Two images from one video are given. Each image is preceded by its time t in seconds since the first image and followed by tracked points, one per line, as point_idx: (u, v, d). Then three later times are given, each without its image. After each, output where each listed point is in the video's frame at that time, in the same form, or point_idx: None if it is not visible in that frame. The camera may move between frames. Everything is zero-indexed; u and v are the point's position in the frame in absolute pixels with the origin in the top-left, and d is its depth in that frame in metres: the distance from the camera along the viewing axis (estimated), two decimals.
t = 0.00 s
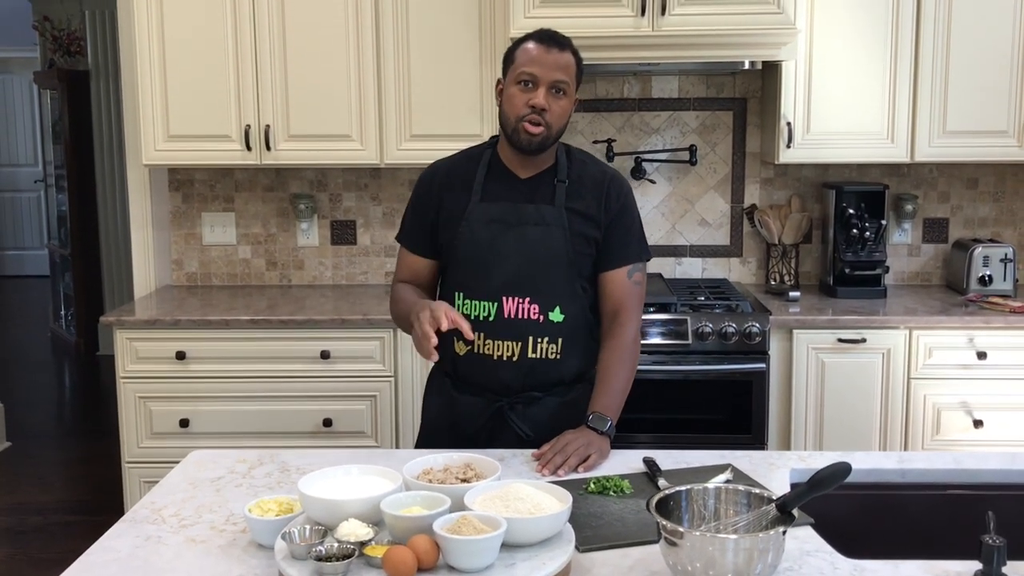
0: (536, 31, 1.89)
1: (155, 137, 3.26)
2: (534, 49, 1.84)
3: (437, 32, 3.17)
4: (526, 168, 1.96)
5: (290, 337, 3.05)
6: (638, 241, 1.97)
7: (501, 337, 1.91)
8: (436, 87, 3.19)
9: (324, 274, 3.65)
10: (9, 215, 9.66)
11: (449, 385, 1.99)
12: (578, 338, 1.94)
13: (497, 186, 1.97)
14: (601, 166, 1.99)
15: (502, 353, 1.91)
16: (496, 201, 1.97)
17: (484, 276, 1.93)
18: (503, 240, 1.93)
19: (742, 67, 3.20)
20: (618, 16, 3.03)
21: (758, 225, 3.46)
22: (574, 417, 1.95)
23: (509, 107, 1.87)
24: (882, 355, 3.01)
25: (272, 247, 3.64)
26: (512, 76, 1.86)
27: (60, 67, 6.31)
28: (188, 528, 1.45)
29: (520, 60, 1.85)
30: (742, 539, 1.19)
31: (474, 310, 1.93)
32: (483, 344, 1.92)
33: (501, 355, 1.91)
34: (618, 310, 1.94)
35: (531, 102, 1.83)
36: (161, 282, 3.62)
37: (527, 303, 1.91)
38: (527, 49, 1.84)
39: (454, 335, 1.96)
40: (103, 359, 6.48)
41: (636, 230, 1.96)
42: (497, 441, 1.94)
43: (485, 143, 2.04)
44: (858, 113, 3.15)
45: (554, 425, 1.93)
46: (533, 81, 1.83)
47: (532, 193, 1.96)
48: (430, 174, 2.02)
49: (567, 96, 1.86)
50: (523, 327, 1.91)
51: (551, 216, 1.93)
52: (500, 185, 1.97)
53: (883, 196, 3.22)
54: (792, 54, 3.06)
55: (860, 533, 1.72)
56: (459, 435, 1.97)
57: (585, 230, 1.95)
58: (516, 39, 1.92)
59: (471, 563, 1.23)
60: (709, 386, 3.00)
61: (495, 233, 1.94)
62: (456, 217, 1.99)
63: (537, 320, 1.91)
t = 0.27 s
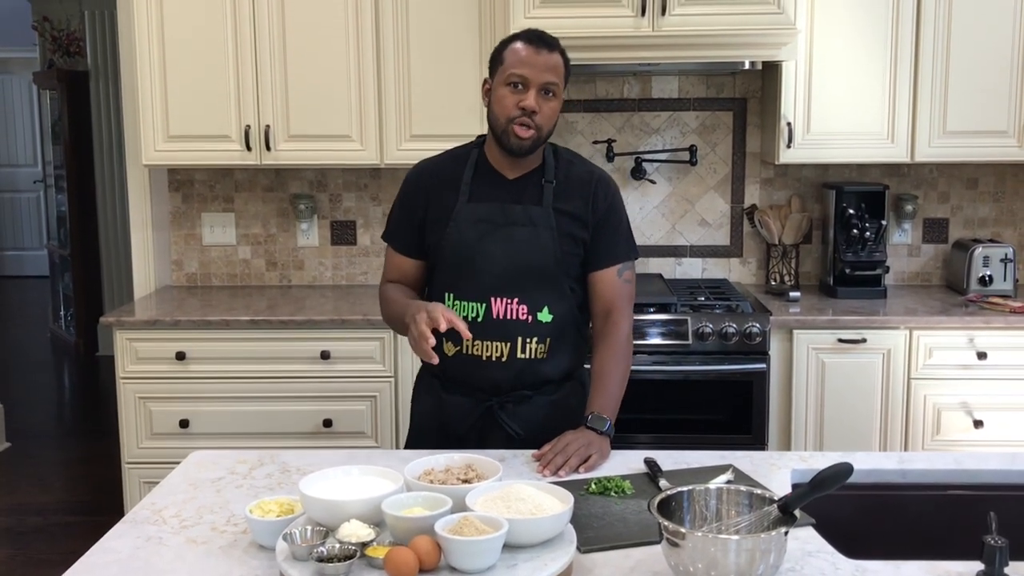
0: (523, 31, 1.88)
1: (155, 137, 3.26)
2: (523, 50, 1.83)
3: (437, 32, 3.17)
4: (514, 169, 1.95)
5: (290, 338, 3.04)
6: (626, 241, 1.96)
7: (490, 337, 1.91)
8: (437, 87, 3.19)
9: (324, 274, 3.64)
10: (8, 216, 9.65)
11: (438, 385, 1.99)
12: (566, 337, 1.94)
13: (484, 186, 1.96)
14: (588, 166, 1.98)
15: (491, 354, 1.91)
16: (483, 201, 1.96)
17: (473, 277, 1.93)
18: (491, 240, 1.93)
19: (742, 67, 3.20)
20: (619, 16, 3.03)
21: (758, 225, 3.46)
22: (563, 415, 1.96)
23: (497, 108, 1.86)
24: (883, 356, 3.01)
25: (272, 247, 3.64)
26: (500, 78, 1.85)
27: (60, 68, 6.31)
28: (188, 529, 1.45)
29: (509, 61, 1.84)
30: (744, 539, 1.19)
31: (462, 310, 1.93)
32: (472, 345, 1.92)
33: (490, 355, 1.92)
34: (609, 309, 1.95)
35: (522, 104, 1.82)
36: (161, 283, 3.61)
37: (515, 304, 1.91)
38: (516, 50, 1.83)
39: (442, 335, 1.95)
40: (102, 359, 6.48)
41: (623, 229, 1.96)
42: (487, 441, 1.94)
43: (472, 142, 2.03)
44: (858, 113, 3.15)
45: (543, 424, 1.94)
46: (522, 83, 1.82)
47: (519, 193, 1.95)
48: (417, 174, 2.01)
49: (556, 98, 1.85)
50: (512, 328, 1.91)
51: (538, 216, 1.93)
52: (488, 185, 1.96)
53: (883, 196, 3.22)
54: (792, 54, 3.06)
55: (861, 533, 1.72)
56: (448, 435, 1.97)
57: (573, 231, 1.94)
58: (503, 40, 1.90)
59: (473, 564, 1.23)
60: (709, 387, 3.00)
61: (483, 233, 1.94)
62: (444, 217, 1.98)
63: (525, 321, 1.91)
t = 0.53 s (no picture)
0: (507, 32, 1.87)
1: (156, 139, 3.26)
2: (507, 50, 1.82)
3: (438, 34, 3.17)
4: (501, 170, 1.94)
5: (291, 340, 3.04)
6: (614, 241, 1.96)
7: (478, 339, 1.91)
8: (438, 89, 3.19)
9: (325, 277, 3.65)
10: (9, 218, 9.65)
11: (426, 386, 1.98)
12: (554, 338, 1.94)
13: (471, 188, 1.96)
14: (575, 167, 1.98)
15: (480, 355, 1.91)
16: (470, 202, 1.96)
17: (460, 278, 1.92)
18: (479, 241, 1.92)
19: (742, 69, 3.21)
20: (620, 18, 3.03)
21: (759, 227, 3.46)
22: (552, 415, 1.96)
23: (484, 109, 1.85)
24: (884, 358, 3.01)
25: (273, 249, 3.64)
26: (485, 79, 1.84)
27: (60, 70, 6.32)
28: (190, 531, 1.45)
29: (493, 62, 1.83)
30: (746, 542, 1.19)
31: (451, 312, 1.93)
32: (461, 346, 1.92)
33: (479, 356, 1.91)
34: (600, 309, 1.95)
35: (509, 104, 1.81)
36: (162, 285, 3.61)
37: (503, 305, 1.91)
38: (500, 51, 1.83)
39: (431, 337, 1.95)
40: (103, 361, 6.48)
41: (610, 229, 1.96)
42: (476, 441, 1.95)
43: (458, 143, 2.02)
44: (859, 115, 3.15)
45: (532, 424, 1.94)
46: (508, 83, 1.81)
47: (506, 194, 1.95)
48: (404, 176, 2.01)
49: (542, 97, 1.84)
50: (500, 329, 1.91)
51: (525, 217, 1.93)
52: (475, 186, 1.96)
53: (884, 198, 3.22)
54: (793, 56, 3.07)
55: (863, 535, 1.72)
56: (438, 436, 1.97)
57: (560, 232, 1.94)
58: (486, 41, 1.90)
59: (476, 566, 1.23)
60: (710, 389, 3.00)
61: (471, 235, 1.93)
62: (432, 219, 1.98)
63: (513, 322, 1.91)
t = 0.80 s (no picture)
0: (489, 35, 1.86)
1: (158, 143, 3.26)
2: (490, 53, 1.81)
3: (440, 38, 3.17)
4: (486, 173, 1.94)
5: (293, 344, 3.04)
6: (600, 243, 1.97)
7: (467, 343, 1.91)
8: (439, 93, 3.20)
9: (326, 280, 3.65)
10: (10, 221, 9.66)
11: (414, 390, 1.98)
12: (541, 341, 1.94)
13: (458, 192, 1.96)
14: (560, 169, 1.98)
15: (469, 359, 1.91)
16: (456, 207, 1.95)
17: (448, 282, 1.91)
18: (466, 245, 1.91)
19: (744, 73, 3.21)
20: (622, 22, 3.03)
21: (760, 231, 3.46)
22: (541, 418, 1.96)
23: (466, 113, 1.84)
24: (885, 362, 3.01)
25: (274, 253, 3.64)
26: (468, 83, 1.83)
27: (62, 73, 6.32)
28: (192, 535, 1.45)
29: (475, 66, 1.81)
30: (749, 547, 1.19)
31: (439, 316, 1.92)
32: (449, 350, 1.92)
33: (467, 360, 1.91)
34: (592, 312, 1.96)
35: (491, 107, 1.80)
36: (163, 288, 3.61)
37: (490, 309, 1.91)
38: (482, 54, 1.81)
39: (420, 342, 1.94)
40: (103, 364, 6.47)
41: (596, 231, 1.97)
42: (466, 445, 1.95)
43: (442, 148, 2.02)
44: (860, 119, 3.15)
45: (522, 427, 1.94)
46: (491, 87, 1.80)
47: (492, 198, 1.95)
48: (390, 181, 1.99)
49: (525, 100, 1.83)
50: (488, 332, 1.91)
51: (512, 221, 1.92)
52: (461, 191, 1.96)
53: (886, 202, 3.22)
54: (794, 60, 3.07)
55: (866, 540, 1.72)
56: (428, 440, 1.97)
57: (547, 235, 1.95)
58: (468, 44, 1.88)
59: (478, 571, 1.23)
60: (711, 393, 2.99)
61: (457, 239, 1.92)
62: (418, 224, 1.97)
63: (501, 325, 1.91)
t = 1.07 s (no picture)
0: (473, 38, 1.85)
1: (159, 145, 3.26)
2: (473, 57, 1.80)
3: (441, 41, 3.17)
4: (471, 177, 1.94)
5: (293, 346, 3.04)
6: (587, 244, 1.97)
7: (455, 347, 1.91)
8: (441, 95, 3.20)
9: (327, 282, 3.64)
10: (10, 223, 9.66)
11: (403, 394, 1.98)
12: (529, 343, 1.94)
13: (444, 195, 1.95)
14: (546, 171, 1.98)
15: (457, 362, 1.91)
16: (442, 210, 1.95)
17: (435, 287, 1.91)
18: (452, 249, 1.91)
19: (745, 76, 3.21)
20: (624, 25, 3.03)
21: (762, 234, 3.44)
22: (531, 420, 1.96)
23: (450, 117, 1.84)
24: (886, 364, 3.01)
25: (275, 255, 3.64)
26: (451, 87, 1.83)
27: (63, 75, 6.33)
28: (192, 538, 1.45)
29: (458, 70, 1.81)
30: (750, 550, 1.19)
31: (427, 320, 1.92)
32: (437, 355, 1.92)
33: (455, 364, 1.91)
34: (581, 314, 1.96)
35: (475, 112, 1.81)
36: (163, 291, 3.61)
37: (477, 312, 1.91)
38: (465, 59, 1.81)
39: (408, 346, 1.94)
40: (103, 367, 6.47)
41: (584, 233, 1.97)
42: (456, 449, 1.95)
43: (428, 151, 2.01)
44: (861, 122, 3.15)
45: (512, 429, 1.95)
46: (474, 91, 1.80)
47: (478, 201, 1.95)
48: (375, 185, 1.99)
49: (509, 103, 1.83)
50: (476, 336, 1.91)
51: (499, 224, 1.92)
52: (447, 194, 1.95)
53: (887, 205, 3.22)
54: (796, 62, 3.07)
55: (868, 544, 1.71)
56: (417, 443, 1.97)
57: (534, 238, 1.94)
58: (452, 47, 1.88)
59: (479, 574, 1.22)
60: (712, 396, 2.99)
61: (444, 243, 1.92)
62: (404, 228, 1.96)
63: (489, 328, 1.91)
